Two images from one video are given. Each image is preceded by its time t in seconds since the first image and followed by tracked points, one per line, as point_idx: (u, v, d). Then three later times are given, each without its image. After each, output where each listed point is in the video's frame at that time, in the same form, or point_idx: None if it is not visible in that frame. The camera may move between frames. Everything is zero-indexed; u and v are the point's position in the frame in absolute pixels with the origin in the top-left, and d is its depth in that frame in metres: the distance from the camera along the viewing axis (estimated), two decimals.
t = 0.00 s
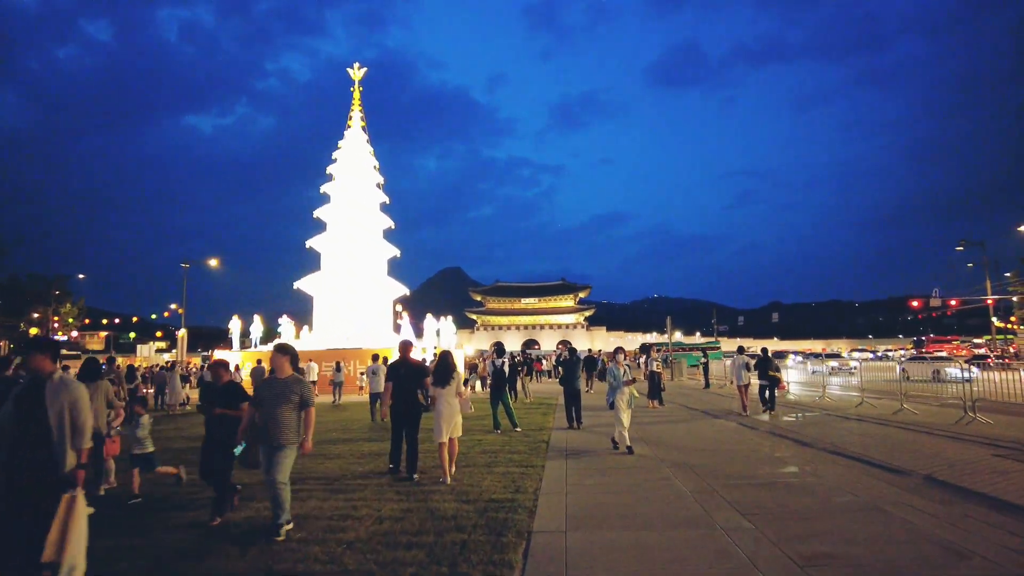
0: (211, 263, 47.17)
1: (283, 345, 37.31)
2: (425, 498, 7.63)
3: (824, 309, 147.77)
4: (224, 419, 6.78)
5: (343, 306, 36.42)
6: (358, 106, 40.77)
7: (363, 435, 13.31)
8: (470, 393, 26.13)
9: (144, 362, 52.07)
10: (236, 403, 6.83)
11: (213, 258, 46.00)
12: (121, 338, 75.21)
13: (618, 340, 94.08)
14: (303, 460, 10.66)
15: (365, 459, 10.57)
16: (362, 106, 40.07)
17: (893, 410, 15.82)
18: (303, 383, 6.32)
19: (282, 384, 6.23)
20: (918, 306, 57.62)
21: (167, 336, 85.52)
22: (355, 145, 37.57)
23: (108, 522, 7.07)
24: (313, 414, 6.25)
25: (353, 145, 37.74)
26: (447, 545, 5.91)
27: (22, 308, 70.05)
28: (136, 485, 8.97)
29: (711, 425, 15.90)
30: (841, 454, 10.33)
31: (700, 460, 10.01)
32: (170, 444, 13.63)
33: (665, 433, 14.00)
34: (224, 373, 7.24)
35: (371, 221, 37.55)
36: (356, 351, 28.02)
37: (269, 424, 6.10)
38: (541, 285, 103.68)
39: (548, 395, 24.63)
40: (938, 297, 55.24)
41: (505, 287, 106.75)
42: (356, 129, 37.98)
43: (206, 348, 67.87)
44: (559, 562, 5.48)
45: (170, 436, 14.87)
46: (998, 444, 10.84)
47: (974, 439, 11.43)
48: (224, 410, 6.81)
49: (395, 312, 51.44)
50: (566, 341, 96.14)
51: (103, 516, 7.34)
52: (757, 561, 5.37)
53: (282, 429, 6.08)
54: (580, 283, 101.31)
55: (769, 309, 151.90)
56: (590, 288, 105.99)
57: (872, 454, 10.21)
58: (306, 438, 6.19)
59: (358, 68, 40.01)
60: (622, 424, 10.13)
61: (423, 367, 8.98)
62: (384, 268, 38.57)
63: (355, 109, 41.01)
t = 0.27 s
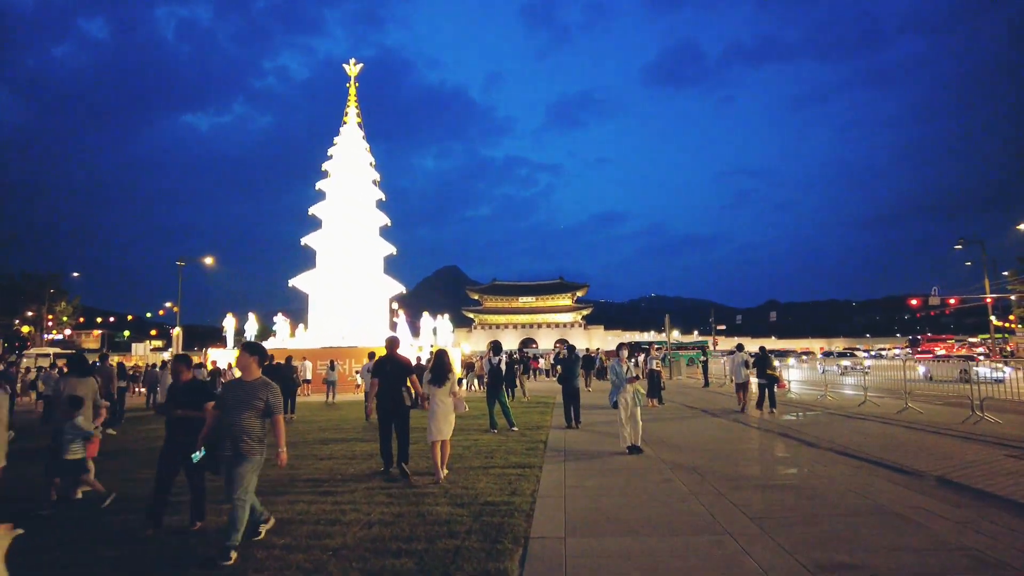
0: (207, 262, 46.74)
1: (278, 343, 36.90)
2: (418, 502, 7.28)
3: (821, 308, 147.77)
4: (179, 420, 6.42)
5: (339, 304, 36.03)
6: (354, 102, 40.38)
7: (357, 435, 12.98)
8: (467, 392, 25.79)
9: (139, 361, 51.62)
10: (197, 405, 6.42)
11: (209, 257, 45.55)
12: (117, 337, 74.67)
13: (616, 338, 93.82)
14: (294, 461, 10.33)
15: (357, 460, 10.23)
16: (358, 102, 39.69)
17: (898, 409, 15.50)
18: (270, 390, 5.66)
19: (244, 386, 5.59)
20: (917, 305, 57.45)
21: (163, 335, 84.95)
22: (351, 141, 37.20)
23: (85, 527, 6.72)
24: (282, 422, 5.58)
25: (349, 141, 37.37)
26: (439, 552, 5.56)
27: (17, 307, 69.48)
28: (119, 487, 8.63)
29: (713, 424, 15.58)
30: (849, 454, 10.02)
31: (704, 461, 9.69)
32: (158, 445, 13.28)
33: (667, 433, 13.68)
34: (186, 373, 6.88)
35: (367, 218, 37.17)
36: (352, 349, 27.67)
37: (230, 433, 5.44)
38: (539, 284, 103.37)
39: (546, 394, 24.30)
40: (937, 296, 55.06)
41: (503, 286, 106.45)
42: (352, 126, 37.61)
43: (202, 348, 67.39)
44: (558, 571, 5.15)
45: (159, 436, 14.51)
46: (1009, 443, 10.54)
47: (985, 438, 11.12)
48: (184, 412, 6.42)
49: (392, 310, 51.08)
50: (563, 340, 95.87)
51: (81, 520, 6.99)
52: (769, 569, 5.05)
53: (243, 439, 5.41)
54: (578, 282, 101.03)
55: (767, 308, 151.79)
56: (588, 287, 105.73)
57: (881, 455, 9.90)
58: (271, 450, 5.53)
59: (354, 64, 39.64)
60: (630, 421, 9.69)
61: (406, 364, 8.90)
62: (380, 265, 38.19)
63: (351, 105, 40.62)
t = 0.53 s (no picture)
0: (206, 261, 46.41)
1: (274, 342, 36.51)
2: (412, 510, 6.92)
3: (820, 308, 147.59)
4: (133, 434, 5.57)
5: (336, 302, 35.61)
6: (352, 99, 40.02)
7: (352, 438, 12.63)
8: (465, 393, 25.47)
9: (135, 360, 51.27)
10: (152, 415, 5.57)
11: (207, 256, 45.20)
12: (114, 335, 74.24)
13: (615, 338, 93.50)
14: (285, 465, 9.98)
15: (350, 464, 9.87)
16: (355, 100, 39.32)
17: (905, 411, 15.14)
18: (230, 388, 5.04)
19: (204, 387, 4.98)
20: (918, 304, 57.17)
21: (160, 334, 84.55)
22: (349, 138, 36.85)
23: (59, 535, 6.38)
24: (242, 425, 4.96)
25: (347, 138, 37.01)
26: (433, 568, 5.21)
27: (13, 305, 69.05)
28: (103, 492, 8.30)
29: (715, 426, 15.27)
30: (859, 459, 9.69)
31: (709, 466, 9.36)
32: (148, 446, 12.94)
33: (669, 435, 13.37)
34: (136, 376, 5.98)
35: (365, 216, 36.82)
36: (349, 349, 27.33)
37: (183, 437, 4.87)
38: (537, 283, 103.10)
39: (544, 394, 23.96)
40: (937, 297, 54.78)
41: (501, 286, 106.15)
42: (349, 123, 37.26)
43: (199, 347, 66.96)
44: None
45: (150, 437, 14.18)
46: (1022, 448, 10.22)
47: (996, 442, 10.80)
48: (137, 423, 5.56)
49: (390, 309, 50.74)
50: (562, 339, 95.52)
51: (55, 528, 6.61)
52: None
53: (199, 447, 4.83)
54: (577, 281, 100.82)
55: (766, 308, 151.63)
56: (586, 287, 105.44)
57: (892, 460, 9.57)
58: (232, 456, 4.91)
59: (351, 61, 39.31)
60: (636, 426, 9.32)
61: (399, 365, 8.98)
62: (377, 264, 37.82)
63: (348, 103, 40.25)
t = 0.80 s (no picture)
0: (199, 260, 45.95)
1: (268, 342, 36.10)
2: (399, 519, 6.58)
3: (816, 309, 147.65)
4: (77, 436, 5.06)
5: (330, 301, 35.21)
6: (347, 97, 39.64)
7: (341, 440, 12.27)
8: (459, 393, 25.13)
9: (127, 360, 50.76)
10: (96, 418, 5.10)
11: (201, 255, 44.74)
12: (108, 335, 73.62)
13: (611, 338, 93.25)
14: (271, 469, 9.61)
15: (338, 469, 9.52)
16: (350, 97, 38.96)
17: (907, 412, 14.88)
18: (174, 393, 4.46)
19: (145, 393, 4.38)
20: (915, 305, 57.04)
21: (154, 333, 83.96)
22: (343, 136, 36.47)
23: (25, 546, 6.01)
24: (182, 436, 4.31)
25: (342, 136, 36.63)
26: None
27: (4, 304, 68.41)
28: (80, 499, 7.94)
29: (714, 427, 14.96)
30: (864, 463, 9.37)
31: (710, 471, 9.03)
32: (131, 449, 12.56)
33: (667, 437, 13.06)
34: (79, 375, 5.47)
35: (359, 214, 36.44)
36: (342, 349, 26.96)
37: (122, 449, 4.31)
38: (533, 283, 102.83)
39: (540, 394, 23.64)
40: (934, 297, 54.65)
41: (498, 285, 105.82)
42: (344, 120, 36.85)
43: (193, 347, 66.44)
44: None
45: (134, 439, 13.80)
46: None
47: (1004, 445, 10.49)
48: (81, 426, 5.07)
49: (385, 309, 50.38)
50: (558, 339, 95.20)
51: (23, 538, 6.25)
52: None
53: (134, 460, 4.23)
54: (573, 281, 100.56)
55: (762, 308, 151.61)
56: (582, 287, 105.19)
57: (898, 463, 9.24)
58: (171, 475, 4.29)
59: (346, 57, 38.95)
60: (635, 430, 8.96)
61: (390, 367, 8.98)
62: (372, 263, 37.45)
63: (343, 100, 39.87)
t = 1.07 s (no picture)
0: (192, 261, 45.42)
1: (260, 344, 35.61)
2: (389, 534, 6.20)
3: (812, 309, 147.64)
4: None
5: (324, 303, 34.76)
6: (340, 96, 39.24)
7: (331, 447, 11.84)
8: (455, 396, 24.73)
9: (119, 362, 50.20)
10: None
11: (194, 256, 44.16)
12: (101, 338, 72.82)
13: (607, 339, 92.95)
14: (256, 479, 9.18)
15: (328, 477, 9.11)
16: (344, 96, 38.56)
17: (912, 416, 14.58)
18: (96, 410, 3.79)
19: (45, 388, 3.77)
20: (913, 306, 56.85)
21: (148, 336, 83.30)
22: (337, 136, 36.08)
23: None
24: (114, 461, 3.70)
25: (335, 136, 36.23)
26: None
27: None
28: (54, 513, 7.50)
29: (715, 431, 14.59)
30: (874, 471, 9.01)
31: (714, 480, 8.64)
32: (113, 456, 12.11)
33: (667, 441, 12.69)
34: None
35: (353, 215, 36.03)
36: (336, 351, 26.54)
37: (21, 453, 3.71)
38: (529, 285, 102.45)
39: (537, 397, 23.22)
40: (932, 297, 54.45)
41: (493, 287, 105.40)
42: (338, 121, 36.47)
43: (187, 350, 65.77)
44: None
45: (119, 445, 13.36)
46: None
47: (1018, 452, 10.13)
48: None
49: (380, 311, 49.92)
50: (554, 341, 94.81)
51: None
52: None
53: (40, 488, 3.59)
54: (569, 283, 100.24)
55: (759, 309, 151.60)
56: (578, 288, 104.87)
57: (912, 471, 8.87)
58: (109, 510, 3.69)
59: (340, 56, 38.57)
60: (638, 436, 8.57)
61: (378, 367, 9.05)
62: (366, 264, 37.03)
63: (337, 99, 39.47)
